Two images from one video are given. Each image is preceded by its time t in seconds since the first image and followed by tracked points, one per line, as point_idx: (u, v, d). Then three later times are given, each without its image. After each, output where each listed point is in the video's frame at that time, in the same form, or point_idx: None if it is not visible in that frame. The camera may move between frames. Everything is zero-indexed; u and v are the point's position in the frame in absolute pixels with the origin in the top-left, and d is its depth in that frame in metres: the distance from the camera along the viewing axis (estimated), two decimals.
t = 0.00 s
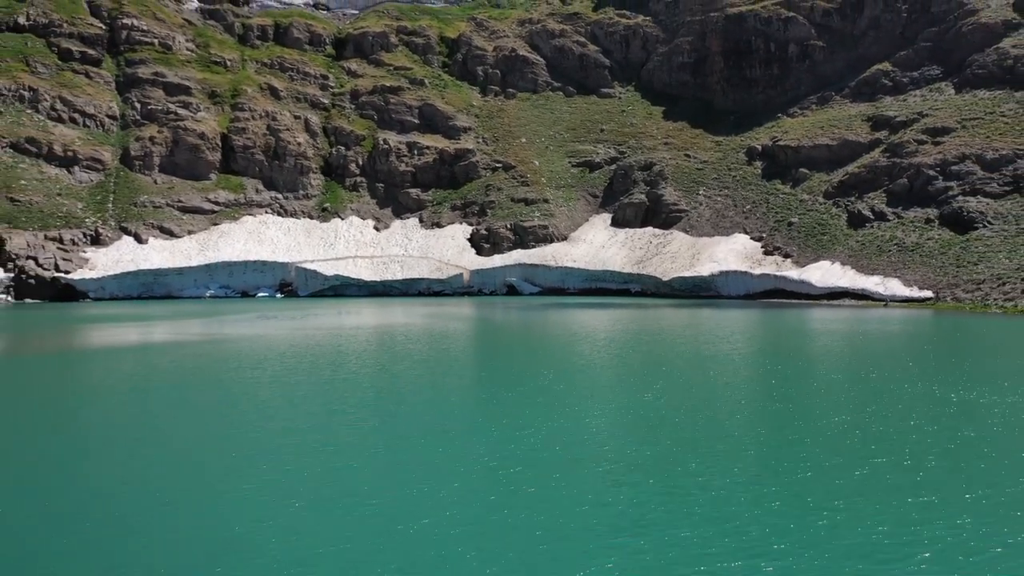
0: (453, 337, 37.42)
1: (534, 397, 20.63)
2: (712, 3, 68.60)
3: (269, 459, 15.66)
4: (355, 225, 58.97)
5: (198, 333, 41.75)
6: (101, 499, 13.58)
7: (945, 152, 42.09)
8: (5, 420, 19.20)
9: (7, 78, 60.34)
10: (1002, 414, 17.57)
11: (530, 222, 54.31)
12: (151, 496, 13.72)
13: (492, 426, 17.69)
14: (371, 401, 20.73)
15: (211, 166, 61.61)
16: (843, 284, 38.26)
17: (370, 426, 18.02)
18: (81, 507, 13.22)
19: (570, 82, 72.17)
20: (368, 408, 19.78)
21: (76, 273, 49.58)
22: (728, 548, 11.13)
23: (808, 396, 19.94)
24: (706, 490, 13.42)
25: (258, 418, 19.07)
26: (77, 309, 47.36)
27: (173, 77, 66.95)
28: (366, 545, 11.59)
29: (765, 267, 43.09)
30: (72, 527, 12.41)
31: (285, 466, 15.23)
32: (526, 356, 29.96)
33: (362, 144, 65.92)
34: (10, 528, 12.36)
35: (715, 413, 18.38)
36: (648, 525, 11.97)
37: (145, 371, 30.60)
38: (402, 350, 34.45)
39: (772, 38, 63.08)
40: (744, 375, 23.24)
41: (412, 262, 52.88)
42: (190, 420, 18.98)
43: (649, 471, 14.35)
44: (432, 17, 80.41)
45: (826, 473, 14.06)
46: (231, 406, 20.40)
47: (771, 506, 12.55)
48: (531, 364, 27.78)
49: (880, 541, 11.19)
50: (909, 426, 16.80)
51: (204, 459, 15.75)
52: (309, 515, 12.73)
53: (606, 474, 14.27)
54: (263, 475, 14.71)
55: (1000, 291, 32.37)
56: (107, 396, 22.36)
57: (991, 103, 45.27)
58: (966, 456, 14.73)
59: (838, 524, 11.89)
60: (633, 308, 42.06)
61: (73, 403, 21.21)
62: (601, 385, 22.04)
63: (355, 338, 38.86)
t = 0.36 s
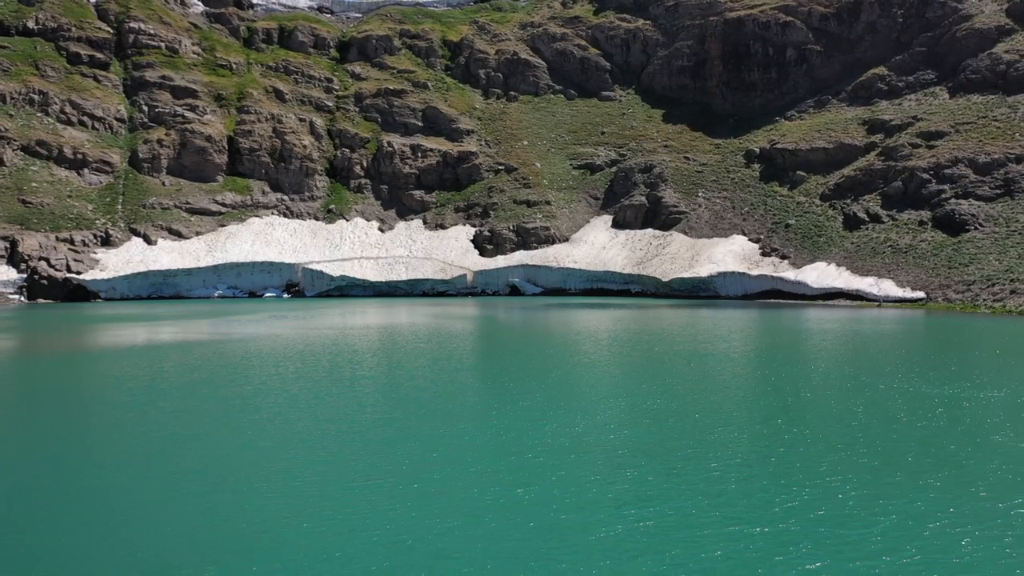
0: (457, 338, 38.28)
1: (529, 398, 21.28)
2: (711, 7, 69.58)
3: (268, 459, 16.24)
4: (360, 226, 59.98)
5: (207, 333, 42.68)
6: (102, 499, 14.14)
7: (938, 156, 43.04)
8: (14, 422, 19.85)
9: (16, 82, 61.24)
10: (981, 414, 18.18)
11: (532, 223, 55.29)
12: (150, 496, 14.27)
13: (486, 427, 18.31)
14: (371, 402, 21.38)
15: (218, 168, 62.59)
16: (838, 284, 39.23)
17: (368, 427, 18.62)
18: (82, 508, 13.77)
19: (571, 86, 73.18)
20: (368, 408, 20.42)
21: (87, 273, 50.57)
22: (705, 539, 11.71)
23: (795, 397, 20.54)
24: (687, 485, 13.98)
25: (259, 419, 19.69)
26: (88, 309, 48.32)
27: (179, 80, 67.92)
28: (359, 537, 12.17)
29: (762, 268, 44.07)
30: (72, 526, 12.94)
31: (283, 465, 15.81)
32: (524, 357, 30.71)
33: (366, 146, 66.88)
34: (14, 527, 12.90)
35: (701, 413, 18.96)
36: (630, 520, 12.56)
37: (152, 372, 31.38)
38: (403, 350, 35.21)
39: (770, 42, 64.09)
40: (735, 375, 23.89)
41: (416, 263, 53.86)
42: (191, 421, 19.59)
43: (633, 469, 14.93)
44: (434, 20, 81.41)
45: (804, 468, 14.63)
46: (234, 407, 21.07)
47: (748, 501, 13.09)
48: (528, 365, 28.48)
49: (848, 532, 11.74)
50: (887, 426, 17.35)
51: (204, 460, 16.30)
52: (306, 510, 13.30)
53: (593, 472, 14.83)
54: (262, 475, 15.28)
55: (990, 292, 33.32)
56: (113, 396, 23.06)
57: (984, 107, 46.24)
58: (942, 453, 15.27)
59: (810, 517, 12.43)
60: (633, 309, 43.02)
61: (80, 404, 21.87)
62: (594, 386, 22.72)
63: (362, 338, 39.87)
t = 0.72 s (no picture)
0: (463, 338, 39.29)
1: (522, 399, 21.86)
2: (710, 11, 70.75)
3: (265, 459, 16.72)
4: (366, 228, 61.14)
5: (218, 333, 43.73)
6: (103, 497, 14.62)
7: (931, 159, 44.15)
8: (19, 422, 20.37)
9: (27, 86, 62.25)
10: (959, 414, 18.86)
11: (534, 225, 56.41)
12: (148, 494, 14.72)
13: (479, 426, 18.88)
14: (368, 402, 21.98)
15: (226, 170, 63.67)
16: (833, 285, 40.36)
17: (364, 426, 19.18)
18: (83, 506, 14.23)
19: (572, 89, 74.32)
20: (365, 409, 21.02)
21: (99, 274, 51.65)
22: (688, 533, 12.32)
23: (781, 397, 21.15)
24: (671, 484, 14.52)
25: (258, 419, 20.22)
26: (100, 309, 49.39)
27: (187, 84, 69.01)
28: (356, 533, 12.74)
29: (760, 269, 45.20)
30: (73, 524, 13.40)
31: (280, 464, 16.33)
32: (521, 357, 31.41)
33: (371, 149, 68.00)
34: (16, 525, 13.33)
35: (688, 414, 19.50)
36: (616, 516, 13.10)
37: (158, 372, 32.12)
38: (404, 351, 35.98)
39: (768, 46, 65.28)
40: (724, 376, 24.51)
41: (421, 264, 54.97)
42: (192, 422, 20.11)
43: (620, 468, 15.50)
44: (437, 24, 82.55)
45: (783, 468, 15.18)
46: (235, 407, 21.65)
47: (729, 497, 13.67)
48: (523, 365, 29.10)
49: (822, 529, 12.29)
50: (869, 424, 17.99)
51: (202, 459, 16.78)
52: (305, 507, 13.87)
53: (580, 471, 15.36)
54: (259, 473, 15.78)
55: (979, 292, 34.42)
56: (116, 397, 23.59)
57: (976, 112, 47.40)
58: (916, 452, 15.87)
59: (786, 514, 13.00)
60: (634, 309, 44.12)
61: (85, 405, 22.43)
62: (587, 387, 23.33)
63: (368, 337, 41.02)
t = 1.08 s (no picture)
0: (467, 337, 40.25)
1: (515, 401, 22.33)
2: (709, 15, 71.84)
3: (261, 460, 17.11)
4: (371, 229, 62.30)
5: (227, 333, 44.79)
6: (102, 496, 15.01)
7: (924, 163, 45.24)
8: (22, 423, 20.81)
9: (38, 89, 63.35)
10: (947, 415, 19.31)
11: (537, 226, 57.54)
12: (145, 494, 15.09)
13: (472, 428, 19.32)
14: (365, 404, 22.44)
15: (233, 173, 64.78)
16: (828, 285, 41.47)
17: (360, 428, 19.61)
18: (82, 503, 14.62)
19: (573, 92, 75.50)
20: (361, 411, 21.45)
21: (111, 275, 52.80)
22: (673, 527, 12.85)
23: (769, 399, 21.60)
24: (662, 481, 15.06)
25: (256, 421, 20.64)
26: (112, 309, 50.50)
27: (194, 87, 70.16)
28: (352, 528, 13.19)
29: (757, 270, 46.32)
30: (71, 522, 13.75)
31: (278, 464, 16.75)
32: (518, 359, 32.00)
33: (375, 151, 69.15)
34: (27, 519, 13.85)
35: (677, 415, 19.90)
36: (604, 513, 13.55)
37: (165, 372, 32.85)
38: (404, 351, 36.67)
39: (766, 51, 66.38)
40: (715, 378, 24.98)
41: (426, 265, 56.11)
42: (198, 422, 20.70)
43: (612, 466, 16.01)
44: (440, 28, 83.74)
45: (767, 468, 15.61)
46: (234, 408, 22.11)
47: (713, 495, 14.14)
48: (518, 366, 29.62)
49: (801, 524, 12.80)
50: (858, 425, 18.49)
51: (200, 461, 17.16)
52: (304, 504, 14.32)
53: (569, 472, 15.79)
54: (259, 473, 16.22)
55: (968, 293, 35.54)
56: (118, 399, 24.04)
57: (968, 117, 48.49)
58: (897, 451, 16.31)
59: (768, 510, 13.48)
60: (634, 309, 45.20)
61: (89, 406, 22.91)
62: (579, 388, 23.84)
63: (373, 336, 42.09)
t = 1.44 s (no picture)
0: (469, 337, 41.21)
1: (505, 403, 22.81)
2: (708, 19, 72.85)
3: (252, 463, 17.57)
4: (376, 231, 63.42)
5: (233, 333, 45.79)
6: (97, 499, 15.45)
7: (918, 166, 46.27)
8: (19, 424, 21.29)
9: (48, 93, 64.33)
10: (929, 412, 19.95)
11: (539, 228, 58.60)
12: (136, 497, 15.50)
13: (462, 430, 19.77)
14: (357, 406, 22.93)
15: (239, 175, 65.82)
16: (823, 286, 42.50)
17: (350, 431, 20.09)
18: (77, 506, 15.07)
19: (574, 95, 76.62)
20: (353, 414, 21.93)
21: (122, 276, 53.83)
22: (656, 528, 13.33)
23: (752, 400, 22.14)
24: (647, 476, 15.74)
25: (247, 424, 21.08)
26: (122, 309, 51.51)
27: (200, 90, 71.19)
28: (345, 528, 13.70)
29: (754, 271, 47.39)
30: (64, 525, 14.19)
31: (267, 468, 17.16)
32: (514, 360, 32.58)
33: (379, 154, 70.21)
34: (40, 516, 14.57)
35: (661, 416, 20.37)
36: (588, 513, 14.04)
37: (167, 372, 33.57)
38: (402, 352, 37.30)
39: (764, 55, 67.44)
40: (702, 379, 25.46)
41: (430, 266, 57.17)
42: (203, 422, 21.43)
43: (601, 464, 16.69)
44: (443, 31, 84.76)
45: (744, 469, 16.04)
46: (228, 411, 22.62)
47: (695, 495, 14.61)
48: (513, 368, 30.11)
49: (776, 516, 13.50)
50: (841, 423, 19.13)
51: (190, 463, 17.62)
52: (296, 506, 14.82)
53: (553, 473, 16.22)
54: (262, 472, 16.91)
55: (958, 293, 36.56)
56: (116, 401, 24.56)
57: (961, 121, 49.52)
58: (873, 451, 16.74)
59: (746, 503, 14.19)
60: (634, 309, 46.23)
61: (91, 408, 23.49)
62: (568, 390, 24.35)
63: (376, 336, 42.98)
